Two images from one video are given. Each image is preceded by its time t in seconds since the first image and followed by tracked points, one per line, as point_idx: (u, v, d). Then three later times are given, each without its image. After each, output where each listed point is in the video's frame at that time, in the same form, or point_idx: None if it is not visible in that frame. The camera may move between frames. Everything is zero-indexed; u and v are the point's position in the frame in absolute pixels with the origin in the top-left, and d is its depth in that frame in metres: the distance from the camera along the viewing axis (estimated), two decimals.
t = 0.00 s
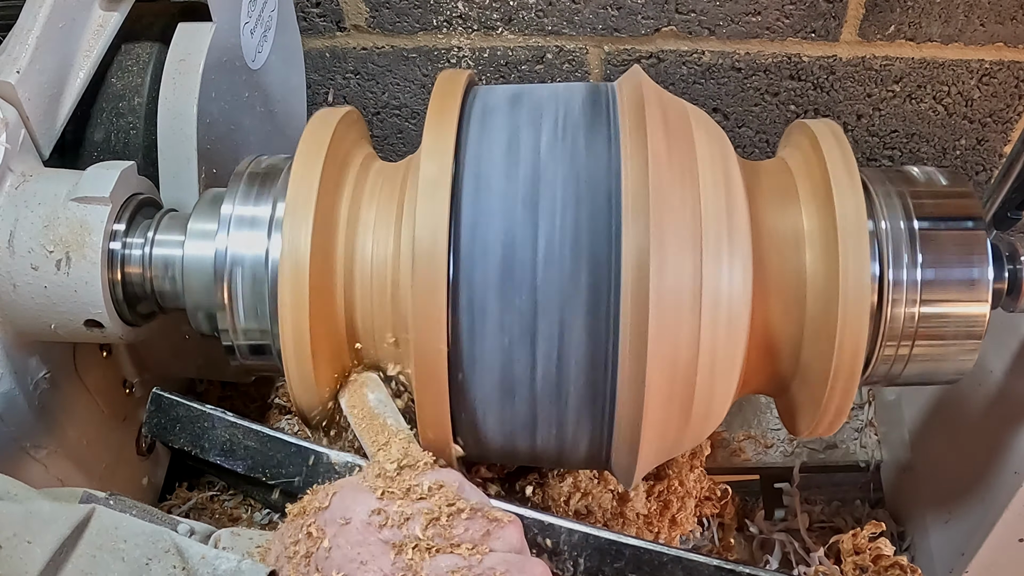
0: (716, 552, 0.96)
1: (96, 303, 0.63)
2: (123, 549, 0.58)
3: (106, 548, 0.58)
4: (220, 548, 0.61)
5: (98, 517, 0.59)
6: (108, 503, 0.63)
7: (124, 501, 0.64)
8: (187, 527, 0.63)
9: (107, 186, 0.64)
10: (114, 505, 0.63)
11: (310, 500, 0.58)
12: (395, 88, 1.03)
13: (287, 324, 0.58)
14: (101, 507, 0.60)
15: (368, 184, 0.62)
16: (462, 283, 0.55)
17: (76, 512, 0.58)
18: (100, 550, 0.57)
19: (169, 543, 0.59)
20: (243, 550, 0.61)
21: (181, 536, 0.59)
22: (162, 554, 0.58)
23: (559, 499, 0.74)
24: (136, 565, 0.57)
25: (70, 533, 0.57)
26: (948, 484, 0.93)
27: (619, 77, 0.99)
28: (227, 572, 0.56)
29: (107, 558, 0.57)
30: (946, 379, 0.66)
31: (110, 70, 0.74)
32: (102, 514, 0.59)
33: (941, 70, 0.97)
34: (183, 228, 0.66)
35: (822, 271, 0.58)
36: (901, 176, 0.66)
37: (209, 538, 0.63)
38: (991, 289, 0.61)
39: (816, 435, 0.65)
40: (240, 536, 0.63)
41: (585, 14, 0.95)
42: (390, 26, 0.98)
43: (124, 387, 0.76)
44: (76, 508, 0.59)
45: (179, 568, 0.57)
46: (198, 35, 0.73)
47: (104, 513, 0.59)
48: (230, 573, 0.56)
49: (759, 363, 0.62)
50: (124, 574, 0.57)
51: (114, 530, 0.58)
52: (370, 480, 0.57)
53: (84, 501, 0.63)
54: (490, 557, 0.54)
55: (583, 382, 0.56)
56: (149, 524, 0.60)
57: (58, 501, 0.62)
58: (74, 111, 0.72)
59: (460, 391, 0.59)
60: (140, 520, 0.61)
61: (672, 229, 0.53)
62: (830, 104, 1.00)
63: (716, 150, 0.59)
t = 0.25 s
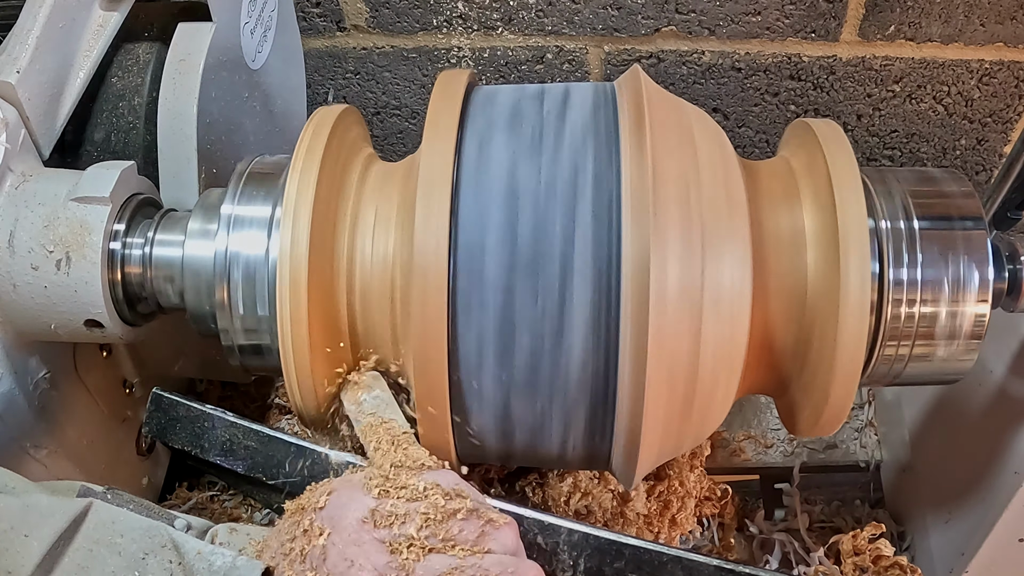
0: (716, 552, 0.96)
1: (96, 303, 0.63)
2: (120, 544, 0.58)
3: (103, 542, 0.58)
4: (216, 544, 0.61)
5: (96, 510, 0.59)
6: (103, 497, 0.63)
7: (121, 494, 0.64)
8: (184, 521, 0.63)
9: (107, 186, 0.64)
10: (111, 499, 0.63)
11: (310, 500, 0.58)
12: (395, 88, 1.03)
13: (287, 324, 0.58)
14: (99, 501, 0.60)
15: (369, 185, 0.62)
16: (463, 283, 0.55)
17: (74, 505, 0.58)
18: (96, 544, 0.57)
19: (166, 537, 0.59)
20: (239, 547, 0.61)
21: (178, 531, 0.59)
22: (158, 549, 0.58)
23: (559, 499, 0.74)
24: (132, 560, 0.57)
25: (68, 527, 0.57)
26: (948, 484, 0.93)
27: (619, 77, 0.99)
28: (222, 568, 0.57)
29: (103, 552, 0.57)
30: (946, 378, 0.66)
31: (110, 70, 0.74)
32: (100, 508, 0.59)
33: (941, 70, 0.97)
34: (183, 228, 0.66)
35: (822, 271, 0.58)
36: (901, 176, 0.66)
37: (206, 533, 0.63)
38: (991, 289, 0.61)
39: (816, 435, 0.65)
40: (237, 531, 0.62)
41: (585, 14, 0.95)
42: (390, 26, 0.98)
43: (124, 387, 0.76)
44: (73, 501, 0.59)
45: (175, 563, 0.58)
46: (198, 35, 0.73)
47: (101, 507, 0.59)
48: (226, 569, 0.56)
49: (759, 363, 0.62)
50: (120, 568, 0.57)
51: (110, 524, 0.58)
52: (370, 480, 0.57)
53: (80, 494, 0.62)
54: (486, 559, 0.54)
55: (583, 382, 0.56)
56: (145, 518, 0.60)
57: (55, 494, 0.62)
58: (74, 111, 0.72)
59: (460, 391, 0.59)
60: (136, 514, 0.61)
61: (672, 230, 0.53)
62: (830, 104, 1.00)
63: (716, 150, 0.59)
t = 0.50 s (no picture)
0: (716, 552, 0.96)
1: (96, 303, 0.63)
2: (114, 539, 0.58)
3: (97, 537, 0.58)
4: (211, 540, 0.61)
5: (90, 506, 0.59)
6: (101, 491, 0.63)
7: (115, 489, 0.64)
8: (178, 517, 0.63)
9: (107, 186, 0.64)
10: (106, 494, 0.63)
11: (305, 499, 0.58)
12: (395, 88, 1.03)
13: (287, 323, 0.58)
14: (94, 496, 0.60)
15: (369, 184, 0.62)
16: (462, 284, 0.55)
17: (69, 501, 0.58)
18: (91, 539, 0.58)
19: (159, 533, 0.59)
20: (233, 542, 0.61)
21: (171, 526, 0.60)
22: (152, 545, 0.58)
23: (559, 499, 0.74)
24: (126, 555, 0.57)
25: (62, 522, 0.57)
26: (948, 484, 0.93)
27: (619, 77, 0.99)
28: (215, 565, 0.57)
29: (98, 547, 0.57)
30: (946, 378, 0.66)
31: (110, 70, 0.74)
32: (95, 503, 0.59)
33: (941, 70, 0.97)
34: (183, 228, 0.66)
35: (822, 271, 0.58)
36: (902, 175, 0.66)
37: (200, 528, 0.63)
38: (991, 289, 0.61)
39: (816, 435, 0.65)
40: (232, 527, 0.63)
41: (585, 14, 0.95)
42: (390, 26, 0.98)
43: (124, 387, 0.76)
44: (68, 496, 0.59)
45: (168, 558, 0.58)
46: (198, 35, 0.73)
47: (96, 503, 0.59)
48: (218, 565, 0.57)
49: (760, 363, 0.62)
50: (114, 563, 0.57)
51: (105, 520, 0.58)
52: (366, 480, 0.57)
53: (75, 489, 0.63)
54: (476, 563, 0.54)
55: (583, 382, 0.56)
56: (140, 514, 0.60)
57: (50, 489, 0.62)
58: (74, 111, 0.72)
59: (460, 391, 0.59)
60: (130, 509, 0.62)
61: (672, 229, 0.53)
62: (830, 104, 1.00)
63: (716, 150, 0.59)
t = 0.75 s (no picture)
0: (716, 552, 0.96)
1: (96, 303, 0.63)
2: (103, 532, 0.58)
3: (85, 530, 0.58)
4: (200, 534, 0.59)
5: (79, 499, 0.59)
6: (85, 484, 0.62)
7: (105, 483, 0.63)
8: (167, 511, 0.62)
9: (107, 186, 0.64)
10: (95, 487, 0.62)
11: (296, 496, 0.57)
12: (395, 89, 1.03)
13: (287, 323, 0.58)
14: (82, 489, 0.59)
15: (368, 185, 0.62)
16: (462, 284, 0.56)
17: (57, 494, 0.58)
18: (80, 532, 0.58)
19: (148, 526, 0.59)
20: (221, 537, 0.59)
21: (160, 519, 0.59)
22: (140, 538, 0.58)
23: (559, 499, 0.74)
24: (114, 548, 0.57)
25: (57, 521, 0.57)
26: (948, 484, 0.93)
27: (619, 77, 0.99)
28: (202, 559, 0.56)
29: (86, 540, 0.57)
30: (946, 378, 0.66)
31: (110, 71, 0.74)
32: (83, 496, 0.59)
33: (941, 70, 0.97)
34: (183, 228, 0.66)
35: (822, 271, 0.58)
36: (901, 175, 0.66)
37: (189, 522, 0.62)
38: (991, 289, 0.61)
39: (816, 435, 0.65)
40: (222, 521, 0.61)
41: (585, 14, 0.95)
42: (390, 26, 0.98)
43: (124, 387, 0.76)
44: (57, 489, 0.59)
45: (156, 551, 0.58)
46: (198, 35, 0.73)
47: (85, 495, 0.59)
48: (204, 560, 0.56)
49: (760, 363, 0.62)
50: (103, 556, 0.57)
51: (94, 512, 0.58)
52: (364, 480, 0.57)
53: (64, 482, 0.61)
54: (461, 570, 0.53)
55: (583, 382, 0.57)
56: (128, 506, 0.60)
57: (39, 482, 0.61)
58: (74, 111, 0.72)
59: (460, 391, 0.59)
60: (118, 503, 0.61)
61: (671, 230, 0.53)
62: (830, 104, 1.00)
63: (716, 150, 0.59)
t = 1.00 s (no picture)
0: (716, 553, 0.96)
1: (96, 303, 0.63)
2: (78, 520, 0.59)
3: (61, 518, 0.59)
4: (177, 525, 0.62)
5: (56, 487, 0.59)
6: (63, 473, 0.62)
7: (82, 470, 0.64)
8: (144, 500, 0.63)
9: (107, 186, 0.64)
10: (74, 475, 0.62)
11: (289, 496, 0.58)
12: (395, 89, 1.03)
13: (287, 323, 0.58)
14: (59, 477, 0.60)
15: (369, 184, 0.62)
16: (462, 283, 0.55)
17: (34, 482, 0.59)
18: (56, 520, 0.58)
19: (123, 515, 0.60)
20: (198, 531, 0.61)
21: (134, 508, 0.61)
22: (115, 527, 0.59)
23: (558, 500, 0.74)
24: (89, 537, 0.58)
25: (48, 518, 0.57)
26: (948, 484, 0.93)
27: (619, 77, 0.99)
28: (175, 552, 0.58)
29: (61, 528, 0.58)
30: (946, 378, 0.66)
31: (110, 70, 0.74)
32: (60, 484, 0.60)
33: (941, 70, 0.97)
34: (183, 228, 0.66)
35: (822, 271, 0.58)
36: (901, 175, 0.66)
37: (167, 512, 0.64)
38: (991, 289, 0.61)
39: (816, 435, 0.66)
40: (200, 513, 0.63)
41: (585, 14, 0.95)
42: (390, 26, 0.98)
43: (124, 387, 0.76)
44: (34, 476, 0.59)
45: (131, 541, 0.59)
46: (198, 35, 0.73)
47: (61, 484, 0.60)
48: (176, 553, 0.58)
49: (760, 364, 0.62)
50: (78, 545, 0.58)
51: (70, 501, 0.59)
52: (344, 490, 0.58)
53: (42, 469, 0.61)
54: None
55: (583, 382, 0.57)
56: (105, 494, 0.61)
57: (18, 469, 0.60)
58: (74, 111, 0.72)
59: (460, 391, 0.59)
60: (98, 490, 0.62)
61: (671, 229, 0.53)
62: (830, 104, 1.00)
63: (716, 150, 0.59)
